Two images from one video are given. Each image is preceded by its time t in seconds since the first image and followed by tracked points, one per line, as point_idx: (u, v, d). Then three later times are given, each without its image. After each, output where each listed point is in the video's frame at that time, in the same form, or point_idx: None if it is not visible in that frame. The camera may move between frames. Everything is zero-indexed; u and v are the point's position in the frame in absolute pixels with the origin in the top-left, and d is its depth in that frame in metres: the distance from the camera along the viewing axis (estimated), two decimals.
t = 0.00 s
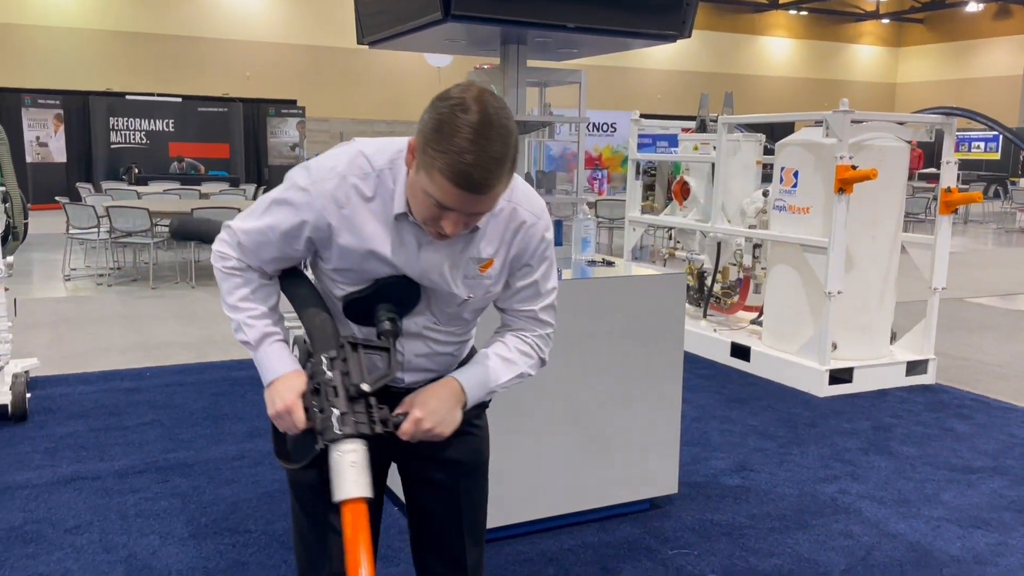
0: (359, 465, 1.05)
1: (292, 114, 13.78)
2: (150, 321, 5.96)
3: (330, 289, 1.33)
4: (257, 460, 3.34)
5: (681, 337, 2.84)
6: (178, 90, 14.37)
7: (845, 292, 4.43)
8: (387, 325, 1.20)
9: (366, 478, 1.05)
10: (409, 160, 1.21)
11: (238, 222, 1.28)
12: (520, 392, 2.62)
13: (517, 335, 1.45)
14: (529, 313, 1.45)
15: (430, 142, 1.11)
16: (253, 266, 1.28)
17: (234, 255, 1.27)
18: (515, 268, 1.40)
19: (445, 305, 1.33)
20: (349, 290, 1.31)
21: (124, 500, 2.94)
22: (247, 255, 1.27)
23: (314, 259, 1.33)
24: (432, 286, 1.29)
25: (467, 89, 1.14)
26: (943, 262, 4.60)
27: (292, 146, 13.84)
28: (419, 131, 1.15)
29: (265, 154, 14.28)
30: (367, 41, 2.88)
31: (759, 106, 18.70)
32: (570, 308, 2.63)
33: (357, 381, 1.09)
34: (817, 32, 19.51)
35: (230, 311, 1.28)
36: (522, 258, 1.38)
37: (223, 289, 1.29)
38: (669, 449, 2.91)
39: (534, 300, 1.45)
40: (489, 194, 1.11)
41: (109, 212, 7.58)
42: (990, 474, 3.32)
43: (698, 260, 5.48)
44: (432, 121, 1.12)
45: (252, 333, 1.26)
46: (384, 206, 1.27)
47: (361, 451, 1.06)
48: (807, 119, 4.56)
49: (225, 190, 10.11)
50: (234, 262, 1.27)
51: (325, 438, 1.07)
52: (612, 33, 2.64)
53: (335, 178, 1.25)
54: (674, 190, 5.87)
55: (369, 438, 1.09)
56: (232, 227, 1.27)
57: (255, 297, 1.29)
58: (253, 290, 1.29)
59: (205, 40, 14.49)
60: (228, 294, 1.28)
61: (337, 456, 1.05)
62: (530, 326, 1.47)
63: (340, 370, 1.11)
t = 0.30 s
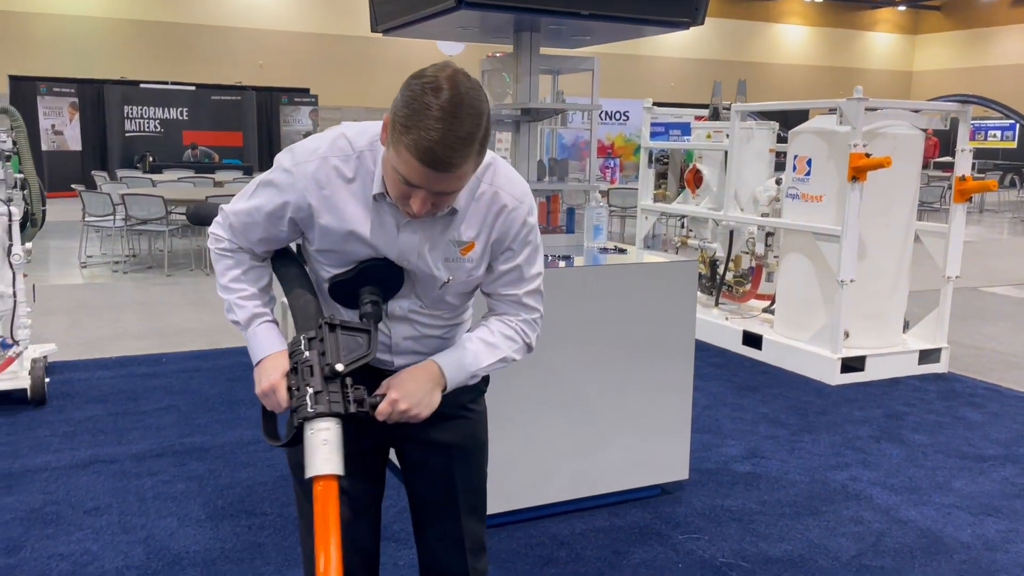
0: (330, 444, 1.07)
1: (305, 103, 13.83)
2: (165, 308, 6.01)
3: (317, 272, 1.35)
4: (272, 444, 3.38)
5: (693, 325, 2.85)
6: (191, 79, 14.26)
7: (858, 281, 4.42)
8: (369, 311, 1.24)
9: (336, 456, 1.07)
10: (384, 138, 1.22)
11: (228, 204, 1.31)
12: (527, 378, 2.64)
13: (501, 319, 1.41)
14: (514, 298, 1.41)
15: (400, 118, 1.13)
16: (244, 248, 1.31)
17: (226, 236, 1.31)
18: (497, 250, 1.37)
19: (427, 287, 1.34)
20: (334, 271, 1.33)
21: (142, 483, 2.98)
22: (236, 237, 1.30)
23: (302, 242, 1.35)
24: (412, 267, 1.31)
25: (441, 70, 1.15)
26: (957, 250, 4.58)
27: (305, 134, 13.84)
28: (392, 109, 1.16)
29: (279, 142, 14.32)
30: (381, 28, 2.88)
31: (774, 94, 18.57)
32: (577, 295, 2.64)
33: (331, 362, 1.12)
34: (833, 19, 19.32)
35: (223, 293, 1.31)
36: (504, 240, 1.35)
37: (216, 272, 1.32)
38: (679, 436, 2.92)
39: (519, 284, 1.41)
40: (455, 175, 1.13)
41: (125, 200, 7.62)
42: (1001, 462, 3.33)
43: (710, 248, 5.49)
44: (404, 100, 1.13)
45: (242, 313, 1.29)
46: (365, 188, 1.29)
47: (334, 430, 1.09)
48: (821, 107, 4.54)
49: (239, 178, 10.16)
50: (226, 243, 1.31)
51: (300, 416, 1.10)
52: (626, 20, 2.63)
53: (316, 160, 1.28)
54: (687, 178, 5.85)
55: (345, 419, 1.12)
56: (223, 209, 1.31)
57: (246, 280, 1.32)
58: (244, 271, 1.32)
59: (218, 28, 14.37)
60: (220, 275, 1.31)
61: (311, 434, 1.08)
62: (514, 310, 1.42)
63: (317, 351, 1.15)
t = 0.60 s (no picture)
0: (419, 424, 1.10)
1: (320, 93, 13.79)
2: (182, 297, 6.05)
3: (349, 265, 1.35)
4: (289, 431, 3.41)
5: (706, 317, 2.86)
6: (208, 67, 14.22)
7: (875, 271, 4.40)
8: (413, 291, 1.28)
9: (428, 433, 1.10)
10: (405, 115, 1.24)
11: (251, 215, 1.29)
12: (544, 369, 2.65)
13: (535, 277, 1.49)
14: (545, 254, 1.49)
15: (422, 88, 1.14)
16: (273, 255, 1.30)
17: (254, 247, 1.29)
18: (522, 213, 1.43)
19: (460, 259, 1.37)
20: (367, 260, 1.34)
21: (160, 468, 3.02)
22: (264, 244, 1.29)
23: (327, 237, 1.35)
24: (447, 241, 1.33)
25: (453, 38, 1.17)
26: (975, 241, 4.55)
27: (321, 123, 13.85)
28: (410, 83, 1.18)
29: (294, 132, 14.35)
30: (397, 18, 2.89)
31: (789, 83, 18.39)
32: (592, 284, 2.65)
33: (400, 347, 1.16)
34: (851, 7, 19.08)
35: (258, 308, 1.30)
36: (529, 199, 1.41)
37: (246, 286, 1.30)
38: (694, 424, 2.92)
39: (546, 241, 1.48)
40: (485, 133, 1.14)
41: (141, 189, 7.67)
42: (1018, 453, 3.31)
43: (724, 238, 5.46)
44: (422, 69, 1.15)
45: (284, 323, 1.28)
46: (390, 170, 1.29)
47: (418, 412, 1.12)
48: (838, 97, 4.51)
49: (255, 168, 10.19)
50: (256, 255, 1.29)
51: (382, 407, 1.12)
52: (643, 9, 2.61)
53: (338, 150, 1.27)
54: (702, 168, 5.83)
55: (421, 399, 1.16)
56: (245, 220, 1.29)
57: (282, 288, 1.31)
58: (278, 280, 1.31)
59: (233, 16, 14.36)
60: (251, 290, 1.30)
61: (397, 419, 1.11)
62: (544, 267, 1.50)
63: (381, 341, 1.18)
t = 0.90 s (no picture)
0: (510, 394, 1.12)
1: (336, 84, 13.85)
2: (199, 287, 6.09)
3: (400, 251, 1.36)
4: (304, 421, 3.43)
5: (721, 310, 2.85)
6: (223, 61, 14.02)
7: (891, 264, 4.37)
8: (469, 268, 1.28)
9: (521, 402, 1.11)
10: (458, 88, 1.26)
11: (301, 208, 1.27)
12: (563, 361, 2.66)
13: (569, 247, 1.59)
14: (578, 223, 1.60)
15: (482, 54, 1.17)
16: (326, 249, 1.28)
17: (308, 242, 1.26)
18: (558, 183, 1.50)
19: (506, 233, 1.40)
20: (418, 243, 1.35)
21: (177, 457, 3.05)
22: (318, 237, 1.27)
23: (374, 225, 1.34)
24: (495, 215, 1.36)
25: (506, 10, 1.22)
26: (993, 234, 4.50)
27: (336, 115, 13.87)
28: (468, 54, 1.21)
29: (310, 123, 14.38)
30: (412, 9, 2.89)
31: (807, 73, 18.19)
32: (608, 276, 2.65)
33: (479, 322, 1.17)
34: None
35: (314, 305, 1.26)
36: (565, 172, 1.49)
37: (300, 286, 1.26)
38: (706, 416, 2.92)
39: (576, 211, 1.58)
40: (546, 95, 1.17)
41: (159, 179, 7.71)
42: None
43: (741, 230, 5.45)
44: (482, 36, 1.18)
45: (345, 318, 1.26)
46: (439, 148, 1.30)
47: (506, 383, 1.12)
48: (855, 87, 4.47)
49: (271, 159, 10.21)
50: (311, 250, 1.27)
51: (472, 383, 1.12)
52: None
53: (388, 132, 1.27)
54: (718, 159, 5.80)
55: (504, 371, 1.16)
56: (295, 215, 1.26)
57: (337, 282, 1.27)
58: (333, 274, 1.27)
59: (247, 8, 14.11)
60: (305, 289, 1.26)
61: (489, 393, 1.12)
62: (576, 237, 1.61)
63: (456, 320, 1.17)
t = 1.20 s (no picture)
0: (572, 374, 1.17)
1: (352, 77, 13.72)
2: (215, 280, 6.13)
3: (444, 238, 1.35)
4: (318, 413, 3.45)
5: (734, 305, 2.84)
6: (241, 54, 14.05)
7: (909, 259, 4.33)
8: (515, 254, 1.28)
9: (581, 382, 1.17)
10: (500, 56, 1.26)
11: (353, 195, 1.25)
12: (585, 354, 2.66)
13: (598, 234, 1.58)
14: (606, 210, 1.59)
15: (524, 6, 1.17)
16: (376, 236, 1.26)
17: (359, 229, 1.25)
18: (590, 169, 1.49)
19: (545, 215, 1.41)
20: (463, 228, 1.34)
21: (192, 448, 3.08)
22: (370, 223, 1.25)
23: (418, 211, 1.33)
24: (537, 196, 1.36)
25: None
26: (1013, 228, 4.45)
27: (351, 109, 13.84)
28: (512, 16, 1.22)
29: (326, 117, 14.42)
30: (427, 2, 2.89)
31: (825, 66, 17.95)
32: (623, 270, 2.64)
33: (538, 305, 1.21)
34: None
35: (365, 294, 1.24)
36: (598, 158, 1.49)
37: (351, 276, 1.24)
38: (723, 411, 2.91)
39: (605, 197, 1.57)
40: (585, 42, 1.16)
41: (176, 173, 7.75)
42: None
43: (757, 225, 5.42)
44: None
45: (398, 306, 1.23)
46: (484, 128, 1.30)
47: (566, 364, 1.17)
48: (874, 81, 4.43)
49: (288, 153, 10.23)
50: (363, 238, 1.25)
51: (534, 364, 1.17)
52: None
53: (437, 112, 1.27)
54: (734, 153, 5.76)
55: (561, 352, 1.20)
56: (347, 203, 1.24)
57: (388, 271, 1.25)
58: (383, 263, 1.25)
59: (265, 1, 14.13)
60: (357, 279, 1.23)
61: (552, 373, 1.16)
62: (604, 224, 1.60)
63: (513, 303, 1.20)
